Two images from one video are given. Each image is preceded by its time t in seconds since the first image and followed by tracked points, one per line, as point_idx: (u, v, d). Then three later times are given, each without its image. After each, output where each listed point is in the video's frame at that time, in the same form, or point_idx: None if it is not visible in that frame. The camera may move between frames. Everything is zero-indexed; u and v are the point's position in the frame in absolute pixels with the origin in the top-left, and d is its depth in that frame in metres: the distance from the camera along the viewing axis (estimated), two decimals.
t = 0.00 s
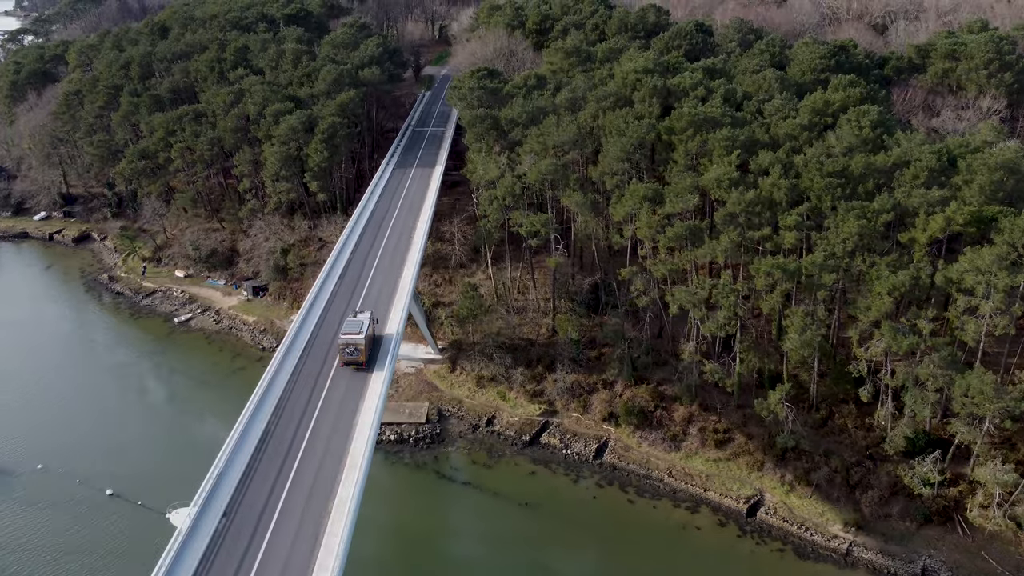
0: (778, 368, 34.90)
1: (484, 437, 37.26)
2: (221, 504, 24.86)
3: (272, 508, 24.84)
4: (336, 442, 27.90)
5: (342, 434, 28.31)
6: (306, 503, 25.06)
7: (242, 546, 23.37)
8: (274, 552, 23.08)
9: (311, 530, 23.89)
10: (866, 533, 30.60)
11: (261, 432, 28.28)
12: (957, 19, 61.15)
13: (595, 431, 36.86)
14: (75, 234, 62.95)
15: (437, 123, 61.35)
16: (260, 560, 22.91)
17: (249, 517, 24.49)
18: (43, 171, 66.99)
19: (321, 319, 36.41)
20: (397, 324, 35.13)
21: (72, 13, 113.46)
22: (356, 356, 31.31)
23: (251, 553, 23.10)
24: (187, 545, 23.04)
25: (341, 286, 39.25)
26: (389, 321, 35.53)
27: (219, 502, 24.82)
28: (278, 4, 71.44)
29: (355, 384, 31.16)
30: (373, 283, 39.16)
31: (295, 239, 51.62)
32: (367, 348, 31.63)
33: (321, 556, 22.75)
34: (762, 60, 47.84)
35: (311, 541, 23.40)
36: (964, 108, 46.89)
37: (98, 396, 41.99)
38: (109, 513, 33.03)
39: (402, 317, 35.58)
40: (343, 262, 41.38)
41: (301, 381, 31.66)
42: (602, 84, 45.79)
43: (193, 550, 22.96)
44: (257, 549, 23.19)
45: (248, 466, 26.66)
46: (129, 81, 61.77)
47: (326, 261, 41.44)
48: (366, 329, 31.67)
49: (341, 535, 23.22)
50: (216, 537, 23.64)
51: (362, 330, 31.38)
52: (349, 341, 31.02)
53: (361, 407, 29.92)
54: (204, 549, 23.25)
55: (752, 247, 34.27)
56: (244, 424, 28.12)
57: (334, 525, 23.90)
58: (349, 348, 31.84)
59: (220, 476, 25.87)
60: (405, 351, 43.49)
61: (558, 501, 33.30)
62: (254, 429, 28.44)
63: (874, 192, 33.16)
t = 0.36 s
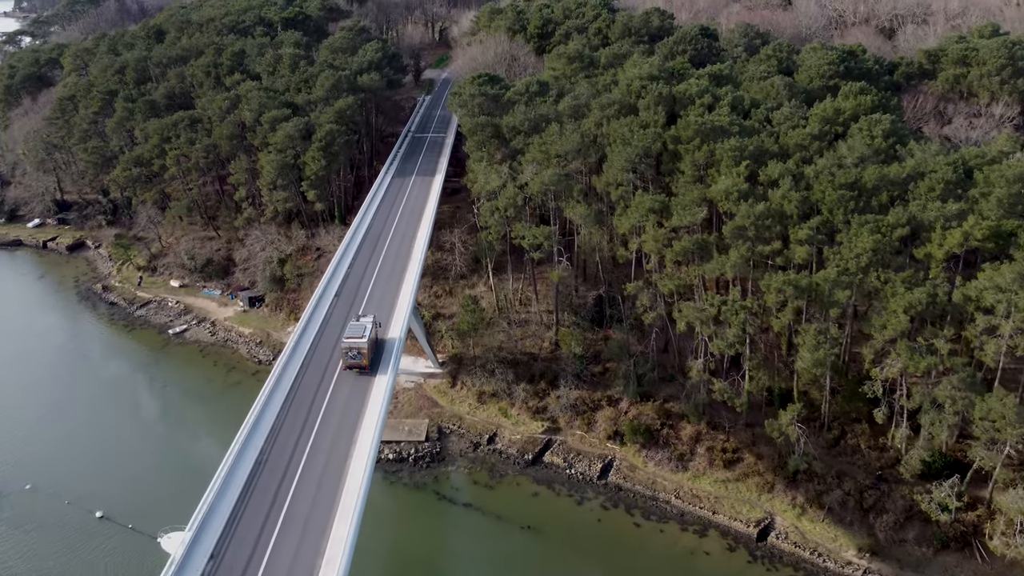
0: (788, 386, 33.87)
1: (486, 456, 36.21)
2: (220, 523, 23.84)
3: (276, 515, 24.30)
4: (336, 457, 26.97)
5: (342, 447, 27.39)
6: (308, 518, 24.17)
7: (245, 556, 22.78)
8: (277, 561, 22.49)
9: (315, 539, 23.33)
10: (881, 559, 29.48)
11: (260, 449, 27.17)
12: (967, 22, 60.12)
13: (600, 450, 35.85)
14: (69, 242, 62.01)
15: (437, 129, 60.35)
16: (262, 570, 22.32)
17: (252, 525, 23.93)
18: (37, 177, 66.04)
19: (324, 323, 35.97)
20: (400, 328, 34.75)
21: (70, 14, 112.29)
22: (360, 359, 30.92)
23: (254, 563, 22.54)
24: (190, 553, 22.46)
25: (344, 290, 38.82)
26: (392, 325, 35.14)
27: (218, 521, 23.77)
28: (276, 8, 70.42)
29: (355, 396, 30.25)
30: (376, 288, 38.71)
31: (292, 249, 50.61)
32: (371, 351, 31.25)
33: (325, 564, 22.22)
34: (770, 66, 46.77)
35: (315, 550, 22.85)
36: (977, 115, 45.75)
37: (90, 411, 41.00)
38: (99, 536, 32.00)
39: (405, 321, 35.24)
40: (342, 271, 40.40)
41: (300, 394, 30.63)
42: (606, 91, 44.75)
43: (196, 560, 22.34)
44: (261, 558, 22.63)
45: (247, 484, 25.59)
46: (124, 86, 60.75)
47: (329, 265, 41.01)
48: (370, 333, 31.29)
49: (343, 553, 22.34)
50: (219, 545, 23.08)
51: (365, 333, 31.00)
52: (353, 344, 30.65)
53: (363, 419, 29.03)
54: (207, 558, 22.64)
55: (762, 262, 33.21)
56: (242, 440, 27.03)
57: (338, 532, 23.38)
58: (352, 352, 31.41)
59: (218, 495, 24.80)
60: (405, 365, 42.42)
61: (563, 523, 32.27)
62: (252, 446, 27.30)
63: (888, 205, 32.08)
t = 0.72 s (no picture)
0: (798, 404, 32.85)
1: (486, 475, 35.17)
2: (215, 545, 23.18)
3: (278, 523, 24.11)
4: (335, 473, 26.22)
5: (342, 462, 26.63)
6: (305, 540, 23.41)
7: (247, 567, 22.54)
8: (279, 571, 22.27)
9: (317, 547, 23.09)
10: None
11: (259, 463, 26.56)
12: (974, 25, 59.13)
13: (604, 469, 34.84)
14: (62, 249, 61.00)
15: (437, 135, 59.38)
16: None
17: (254, 534, 23.75)
18: (30, 184, 64.98)
19: (327, 326, 35.70)
20: (402, 331, 34.48)
21: (67, 15, 110.72)
22: (361, 363, 30.70)
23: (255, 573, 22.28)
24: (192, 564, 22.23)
25: (346, 293, 38.50)
26: (393, 328, 34.85)
27: (214, 543, 23.12)
28: (272, 10, 69.31)
29: (354, 409, 29.45)
30: (377, 291, 38.35)
31: (288, 259, 49.61)
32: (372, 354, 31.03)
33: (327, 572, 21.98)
34: (776, 72, 45.77)
35: (317, 559, 22.62)
36: (989, 121, 44.70)
37: (80, 428, 39.92)
38: (86, 561, 30.88)
39: (406, 325, 34.96)
40: (342, 277, 39.64)
41: (300, 405, 29.98)
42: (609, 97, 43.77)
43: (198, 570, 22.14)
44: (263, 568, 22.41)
45: (245, 501, 24.96)
46: (117, 91, 59.65)
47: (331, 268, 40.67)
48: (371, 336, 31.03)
49: (344, 567, 21.93)
50: (221, 556, 22.86)
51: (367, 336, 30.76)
52: (354, 348, 30.40)
53: (364, 427, 28.61)
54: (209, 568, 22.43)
55: (771, 278, 32.20)
56: (240, 454, 26.42)
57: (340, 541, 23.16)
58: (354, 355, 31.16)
59: (214, 514, 24.17)
60: (403, 380, 41.37)
61: (566, 546, 31.13)
62: (251, 459, 26.70)
63: (902, 219, 31.05)
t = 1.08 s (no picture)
0: (809, 423, 31.88)
1: (487, 496, 34.14)
2: (217, 553, 22.64)
3: (281, 530, 23.58)
4: (336, 485, 25.39)
5: (343, 471, 25.96)
6: (305, 556, 22.63)
7: None
8: None
9: (319, 556, 22.53)
10: None
11: (259, 474, 25.79)
12: (982, 28, 58.10)
13: (608, 489, 33.79)
14: (54, 258, 59.98)
15: (435, 141, 58.45)
16: None
17: (257, 542, 23.20)
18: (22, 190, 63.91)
19: (329, 330, 35.19)
20: (404, 335, 33.98)
21: (64, 18, 107.74)
22: (364, 365, 30.21)
23: None
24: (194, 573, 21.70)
25: (348, 296, 38.02)
26: (395, 331, 34.34)
27: (214, 557, 22.38)
28: (268, 14, 68.16)
29: (355, 417, 28.64)
30: (379, 296, 37.79)
31: (283, 269, 48.62)
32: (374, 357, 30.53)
33: None
34: (782, 79, 44.74)
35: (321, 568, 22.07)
36: (1001, 128, 43.58)
37: (69, 445, 38.83)
38: None
39: (408, 328, 34.46)
40: (342, 284, 38.93)
41: (300, 414, 29.22)
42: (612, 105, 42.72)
43: None
44: None
45: (245, 514, 24.18)
46: (110, 97, 58.57)
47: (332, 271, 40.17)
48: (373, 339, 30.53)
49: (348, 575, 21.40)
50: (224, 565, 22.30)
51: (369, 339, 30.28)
52: (356, 350, 29.94)
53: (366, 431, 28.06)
54: None
55: (781, 294, 31.24)
56: (240, 465, 25.70)
57: (343, 549, 22.64)
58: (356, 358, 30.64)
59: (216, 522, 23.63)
60: (401, 395, 40.35)
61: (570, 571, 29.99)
62: (251, 470, 25.97)
63: (917, 234, 30.03)
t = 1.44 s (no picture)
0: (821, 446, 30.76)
1: (488, 519, 32.98)
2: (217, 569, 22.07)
3: (282, 544, 22.99)
4: (335, 503, 24.52)
5: (345, 482, 25.33)
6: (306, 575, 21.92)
7: None
8: None
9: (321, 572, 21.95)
10: None
11: (257, 492, 24.97)
12: (992, 31, 56.98)
13: (613, 513, 32.65)
14: (46, 267, 58.84)
15: (435, 147, 57.33)
16: None
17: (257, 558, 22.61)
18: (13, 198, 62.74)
19: (330, 335, 34.60)
20: (406, 339, 33.54)
21: (59, 19, 105.91)
22: (366, 370, 29.73)
23: None
24: None
25: (349, 302, 37.41)
26: (397, 336, 33.80)
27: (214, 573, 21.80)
28: (264, 17, 66.91)
29: (357, 426, 28.02)
30: (380, 302, 37.17)
31: (279, 281, 47.51)
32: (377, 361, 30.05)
33: None
34: (790, 85, 43.64)
35: None
36: (1015, 135, 42.52)
37: (58, 464, 37.62)
38: None
39: (409, 333, 33.92)
40: (342, 291, 38.19)
41: (300, 426, 28.39)
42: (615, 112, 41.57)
43: None
44: None
45: (243, 535, 23.36)
46: (103, 103, 57.39)
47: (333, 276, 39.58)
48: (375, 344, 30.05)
49: None
50: None
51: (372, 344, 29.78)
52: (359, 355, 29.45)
53: (369, 440, 27.42)
54: None
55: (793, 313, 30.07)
56: (241, 478, 25.09)
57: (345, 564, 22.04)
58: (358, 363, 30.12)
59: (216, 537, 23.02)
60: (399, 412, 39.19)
61: None
62: (252, 483, 25.35)
63: (935, 250, 28.80)
